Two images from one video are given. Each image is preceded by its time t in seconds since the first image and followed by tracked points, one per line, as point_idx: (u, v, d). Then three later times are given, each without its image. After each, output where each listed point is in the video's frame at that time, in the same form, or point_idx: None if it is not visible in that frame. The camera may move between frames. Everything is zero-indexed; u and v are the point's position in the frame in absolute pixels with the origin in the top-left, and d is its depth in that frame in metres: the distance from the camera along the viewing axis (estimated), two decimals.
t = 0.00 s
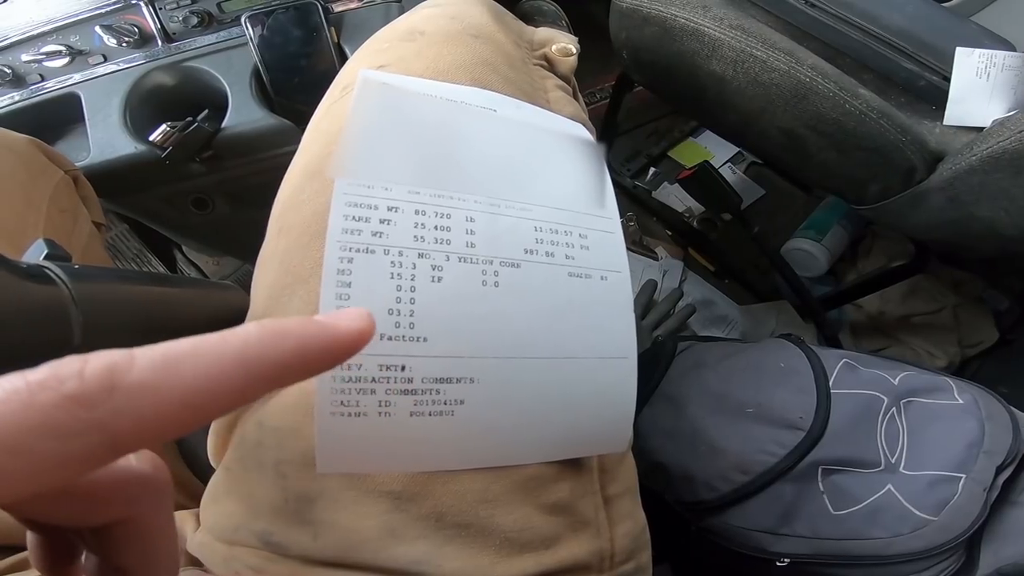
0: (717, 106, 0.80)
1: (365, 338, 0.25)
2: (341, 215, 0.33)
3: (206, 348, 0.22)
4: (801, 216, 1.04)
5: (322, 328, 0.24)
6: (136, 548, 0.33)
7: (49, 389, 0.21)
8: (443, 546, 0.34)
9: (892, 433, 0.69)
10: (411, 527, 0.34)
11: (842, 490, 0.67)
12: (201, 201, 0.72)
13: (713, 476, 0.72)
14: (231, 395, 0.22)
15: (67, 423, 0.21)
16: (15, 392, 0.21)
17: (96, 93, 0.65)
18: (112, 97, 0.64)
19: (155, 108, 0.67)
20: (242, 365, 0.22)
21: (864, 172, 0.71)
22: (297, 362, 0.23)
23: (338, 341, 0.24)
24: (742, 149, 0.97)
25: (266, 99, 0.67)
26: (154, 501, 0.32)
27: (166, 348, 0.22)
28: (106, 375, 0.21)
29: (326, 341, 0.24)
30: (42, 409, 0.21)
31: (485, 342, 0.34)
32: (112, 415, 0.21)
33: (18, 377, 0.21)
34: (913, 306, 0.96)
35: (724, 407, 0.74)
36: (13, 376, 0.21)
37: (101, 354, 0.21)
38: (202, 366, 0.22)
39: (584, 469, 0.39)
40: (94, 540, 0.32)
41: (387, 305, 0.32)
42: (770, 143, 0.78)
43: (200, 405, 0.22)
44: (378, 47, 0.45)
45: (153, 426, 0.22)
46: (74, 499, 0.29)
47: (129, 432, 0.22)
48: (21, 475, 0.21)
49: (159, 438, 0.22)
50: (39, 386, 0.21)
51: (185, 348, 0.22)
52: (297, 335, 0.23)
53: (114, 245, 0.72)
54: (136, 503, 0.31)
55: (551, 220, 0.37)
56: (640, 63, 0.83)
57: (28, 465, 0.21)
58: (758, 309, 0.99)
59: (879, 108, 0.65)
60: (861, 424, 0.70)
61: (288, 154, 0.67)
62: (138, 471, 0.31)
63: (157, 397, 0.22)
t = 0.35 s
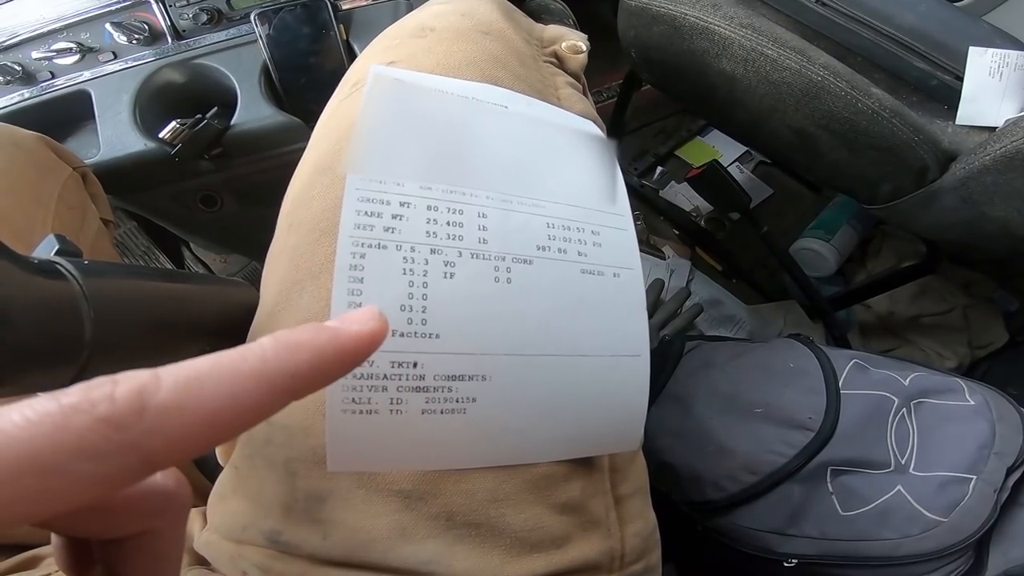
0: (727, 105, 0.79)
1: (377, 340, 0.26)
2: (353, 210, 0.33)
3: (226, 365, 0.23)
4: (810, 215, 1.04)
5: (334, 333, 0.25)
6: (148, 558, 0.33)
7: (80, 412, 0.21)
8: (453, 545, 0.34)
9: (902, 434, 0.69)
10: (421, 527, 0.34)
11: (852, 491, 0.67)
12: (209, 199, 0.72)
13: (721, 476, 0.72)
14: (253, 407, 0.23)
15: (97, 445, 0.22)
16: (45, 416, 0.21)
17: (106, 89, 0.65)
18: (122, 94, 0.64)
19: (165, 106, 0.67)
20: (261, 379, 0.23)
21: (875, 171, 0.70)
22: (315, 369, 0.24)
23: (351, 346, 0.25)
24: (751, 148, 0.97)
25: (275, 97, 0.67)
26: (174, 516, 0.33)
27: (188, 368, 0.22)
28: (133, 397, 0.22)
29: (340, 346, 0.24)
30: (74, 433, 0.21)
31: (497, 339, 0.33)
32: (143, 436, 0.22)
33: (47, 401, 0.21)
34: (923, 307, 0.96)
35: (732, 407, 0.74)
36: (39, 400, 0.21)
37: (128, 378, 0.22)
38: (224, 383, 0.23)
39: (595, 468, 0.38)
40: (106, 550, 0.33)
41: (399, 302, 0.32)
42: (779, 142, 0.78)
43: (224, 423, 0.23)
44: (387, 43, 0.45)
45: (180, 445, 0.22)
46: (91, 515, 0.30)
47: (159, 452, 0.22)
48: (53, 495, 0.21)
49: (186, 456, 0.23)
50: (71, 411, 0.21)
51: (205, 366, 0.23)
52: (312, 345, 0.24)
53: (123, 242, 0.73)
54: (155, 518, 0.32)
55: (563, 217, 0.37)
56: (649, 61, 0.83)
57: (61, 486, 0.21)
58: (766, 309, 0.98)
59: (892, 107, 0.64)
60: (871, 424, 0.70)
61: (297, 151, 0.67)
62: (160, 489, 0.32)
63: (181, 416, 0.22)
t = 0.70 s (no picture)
0: (732, 103, 0.79)
1: (385, 353, 0.26)
2: (353, 206, 0.32)
3: (236, 379, 0.23)
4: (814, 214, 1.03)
5: (342, 347, 0.25)
6: (157, 564, 0.33)
7: (95, 427, 0.21)
8: (453, 546, 0.34)
9: (907, 435, 0.68)
10: (421, 528, 0.33)
11: (856, 491, 0.66)
12: (212, 196, 0.71)
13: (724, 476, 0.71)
14: (264, 421, 0.23)
15: (114, 459, 0.22)
16: (61, 430, 0.21)
17: (108, 87, 0.64)
18: (124, 91, 0.64)
19: (167, 103, 0.67)
20: (272, 393, 0.23)
21: (882, 170, 0.70)
22: (323, 383, 0.24)
23: (359, 358, 0.25)
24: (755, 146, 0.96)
25: (277, 94, 0.67)
26: (186, 524, 0.33)
27: (200, 383, 0.23)
28: (149, 411, 0.22)
29: (349, 358, 0.25)
30: (90, 446, 0.21)
31: (498, 337, 0.33)
32: (158, 450, 0.22)
33: (62, 415, 0.21)
34: (928, 307, 0.95)
35: (736, 407, 0.73)
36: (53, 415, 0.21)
37: (144, 392, 0.22)
38: (235, 396, 0.23)
39: (598, 469, 0.38)
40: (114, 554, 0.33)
41: (399, 299, 0.31)
42: (785, 140, 0.78)
43: (235, 437, 0.23)
44: (389, 38, 0.45)
45: (194, 459, 0.23)
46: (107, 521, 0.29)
47: (173, 465, 0.22)
48: (67, 508, 0.21)
49: (200, 469, 0.23)
50: (86, 426, 0.21)
51: (217, 381, 0.23)
52: (321, 358, 0.24)
53: (125, 239, 0.73)
54: (168, 526, 0.32)
55: (566, 214, 0.36)
56: (653, 59, 0.82)
57: (76, 499, 0.21)
58: (770, 309, 0.97)
59: (899, 105, 0.64)
60: (875, 425, 0.69)
61: (299, 149, 0.67)
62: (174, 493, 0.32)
63: (194, 430, 0.22)
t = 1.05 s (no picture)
0: (736, 102, 0.79)
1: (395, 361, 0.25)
2: (359, 203, 0.32)
3: (251, 387, 0.22)
4: (818, 213, 1.03)
5: (355, 357, 0.24)
6: (169, 567, 0.32)
7: (115, 433, 0.21)
8: (459, 545, 0.34)
9: (912, 435, 0.68)
10: (425, 527, 0.33)
11: (860, 491, 0.66)
12: (215, 194, 0.71)
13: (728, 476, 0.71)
14: (278, 430, 0.23)
15: (134, 466, 0.21)
16: (81, 437, 0.20)
17: (112, 85, 0.64)
18: (128, 89, 0.64)
19: (171, 101, 0.67)
20: (286, 402, 0.23)
21: (887, 169, 0.69)
22: (337, 392, 0.24)
23: (372, 369, 0.24)
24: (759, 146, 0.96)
25: (281, 92, 0.67)
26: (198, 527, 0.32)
27: (216, 391, 0.22)
28: (168, 418, 0.21)
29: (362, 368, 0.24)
30: (108, 453, 0.21)
31: (505, 335, 0.33)
32: (178, 457, 0.21)
33: (80, 421, 0.21)
34: (932, 307, 0.95)
35: (740, 406, 0.73)
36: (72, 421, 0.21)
37: (161, 399, 0.22)
38: (250, 405, 0.22)
39: (604, 468, 0.38)
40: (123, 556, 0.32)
41: (405, 297, 0.31)
42: (789, 139, 0.77)
43: (249, 445, 0.22)
44: (394, 36, 0.45)
45: (211, 467, 0.22)
46: (125, 526, 0.29)
47: (190, 471, 0.22)
48: (87, 514, 0.21)
49: (216, 478, 0.22)
50: (105, 433, 0.21)
51: (232, 388, 0.22)
52: (334, 368, 0.24)
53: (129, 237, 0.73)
54: (183, 529, 0.31)
55: (573, 212, 0.36)
56: (657, 58, 0.82)
57: (95, 505, 0.21)
58: (774, 308, 0.97)
59: (904, 105, 0.63)
60: (880, 425, 0.69)
61: (303, 147, 0.67)
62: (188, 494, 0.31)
63: (212, 437, 0.22)
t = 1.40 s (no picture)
0: (733, 103, 0.79)
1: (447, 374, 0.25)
2: (354, 212, 0.32)
3: (310, 402, 0.22)
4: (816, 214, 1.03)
5: (409, 373, 0.23)
6: None
7: (185, 451, 0.21)
8: (456, 550, 0.34)
9: (910, 436, 0.68)
10: (423, 532, 0.34)
11: (860, 492, 0.66)
12: (214, 199, 0.71)
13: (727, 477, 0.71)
14: (338, 446, 0.22)
15: (201, 483, 0.21)
16: (151, 454, 0.20)
17: (110, 90, 0.64)
18: (126, 94, 0.64)
19: (168, 106, 0.67)
20: (342, 417, 0.22)
21: (884, 170, 0.70)
22: (391, 409, 0.23)
23: (425, 385, 0.23)
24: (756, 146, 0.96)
25: (278, 96, 0.67)
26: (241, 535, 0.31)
27: (277, 406, 0.22)
28: (232, 435, 0.21)
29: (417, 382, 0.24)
30: (180, 469, 0.21)
31: (500, 343, 0.33)
32: (243, 473, 0.21)
33: (149, 438, 0.20)
34: (931, 307, 0.96)
35: (738, 407, 0.73)
36: (141, 437, 0.21)
37: (227, 415, 0.21)
38: (311, 420, 0.22)
39: (600, 473, 0.38)
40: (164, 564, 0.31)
41: (401, 306, 0.31)
42: (787, 140, 0.77)
43: (311, 461, 0.22)
44: (389, 41, 0.45)
45: (272, 484, 0.22)
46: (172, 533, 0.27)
47: (255, 487, 0.22)
48: (155, 529, 0.21)
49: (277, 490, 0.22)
50: (175, 450, 0.21)
51: (292, 403, 0.22)
52: (391, 385, 0.23)
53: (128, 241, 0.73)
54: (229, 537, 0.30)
55: (568, 219, 0.36)
56: (655, 60, 0.82)
57: (163, 520, 0.21)
58: (773, 308, 0.98)
59: (900, 106, 0.63)
60: (878, 426, 0.69)
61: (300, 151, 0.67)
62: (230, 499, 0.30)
63: (275, 453, 0.22)
